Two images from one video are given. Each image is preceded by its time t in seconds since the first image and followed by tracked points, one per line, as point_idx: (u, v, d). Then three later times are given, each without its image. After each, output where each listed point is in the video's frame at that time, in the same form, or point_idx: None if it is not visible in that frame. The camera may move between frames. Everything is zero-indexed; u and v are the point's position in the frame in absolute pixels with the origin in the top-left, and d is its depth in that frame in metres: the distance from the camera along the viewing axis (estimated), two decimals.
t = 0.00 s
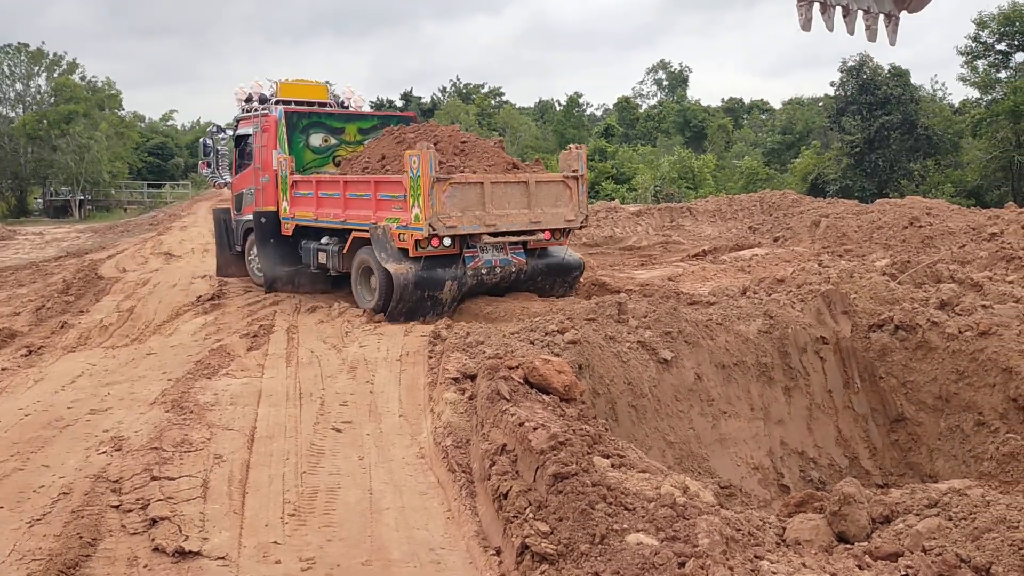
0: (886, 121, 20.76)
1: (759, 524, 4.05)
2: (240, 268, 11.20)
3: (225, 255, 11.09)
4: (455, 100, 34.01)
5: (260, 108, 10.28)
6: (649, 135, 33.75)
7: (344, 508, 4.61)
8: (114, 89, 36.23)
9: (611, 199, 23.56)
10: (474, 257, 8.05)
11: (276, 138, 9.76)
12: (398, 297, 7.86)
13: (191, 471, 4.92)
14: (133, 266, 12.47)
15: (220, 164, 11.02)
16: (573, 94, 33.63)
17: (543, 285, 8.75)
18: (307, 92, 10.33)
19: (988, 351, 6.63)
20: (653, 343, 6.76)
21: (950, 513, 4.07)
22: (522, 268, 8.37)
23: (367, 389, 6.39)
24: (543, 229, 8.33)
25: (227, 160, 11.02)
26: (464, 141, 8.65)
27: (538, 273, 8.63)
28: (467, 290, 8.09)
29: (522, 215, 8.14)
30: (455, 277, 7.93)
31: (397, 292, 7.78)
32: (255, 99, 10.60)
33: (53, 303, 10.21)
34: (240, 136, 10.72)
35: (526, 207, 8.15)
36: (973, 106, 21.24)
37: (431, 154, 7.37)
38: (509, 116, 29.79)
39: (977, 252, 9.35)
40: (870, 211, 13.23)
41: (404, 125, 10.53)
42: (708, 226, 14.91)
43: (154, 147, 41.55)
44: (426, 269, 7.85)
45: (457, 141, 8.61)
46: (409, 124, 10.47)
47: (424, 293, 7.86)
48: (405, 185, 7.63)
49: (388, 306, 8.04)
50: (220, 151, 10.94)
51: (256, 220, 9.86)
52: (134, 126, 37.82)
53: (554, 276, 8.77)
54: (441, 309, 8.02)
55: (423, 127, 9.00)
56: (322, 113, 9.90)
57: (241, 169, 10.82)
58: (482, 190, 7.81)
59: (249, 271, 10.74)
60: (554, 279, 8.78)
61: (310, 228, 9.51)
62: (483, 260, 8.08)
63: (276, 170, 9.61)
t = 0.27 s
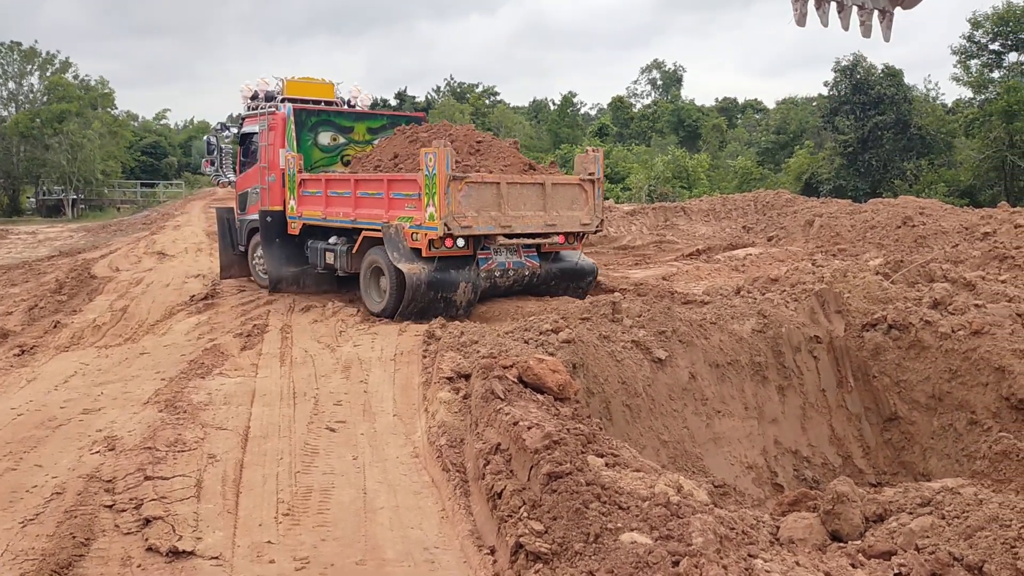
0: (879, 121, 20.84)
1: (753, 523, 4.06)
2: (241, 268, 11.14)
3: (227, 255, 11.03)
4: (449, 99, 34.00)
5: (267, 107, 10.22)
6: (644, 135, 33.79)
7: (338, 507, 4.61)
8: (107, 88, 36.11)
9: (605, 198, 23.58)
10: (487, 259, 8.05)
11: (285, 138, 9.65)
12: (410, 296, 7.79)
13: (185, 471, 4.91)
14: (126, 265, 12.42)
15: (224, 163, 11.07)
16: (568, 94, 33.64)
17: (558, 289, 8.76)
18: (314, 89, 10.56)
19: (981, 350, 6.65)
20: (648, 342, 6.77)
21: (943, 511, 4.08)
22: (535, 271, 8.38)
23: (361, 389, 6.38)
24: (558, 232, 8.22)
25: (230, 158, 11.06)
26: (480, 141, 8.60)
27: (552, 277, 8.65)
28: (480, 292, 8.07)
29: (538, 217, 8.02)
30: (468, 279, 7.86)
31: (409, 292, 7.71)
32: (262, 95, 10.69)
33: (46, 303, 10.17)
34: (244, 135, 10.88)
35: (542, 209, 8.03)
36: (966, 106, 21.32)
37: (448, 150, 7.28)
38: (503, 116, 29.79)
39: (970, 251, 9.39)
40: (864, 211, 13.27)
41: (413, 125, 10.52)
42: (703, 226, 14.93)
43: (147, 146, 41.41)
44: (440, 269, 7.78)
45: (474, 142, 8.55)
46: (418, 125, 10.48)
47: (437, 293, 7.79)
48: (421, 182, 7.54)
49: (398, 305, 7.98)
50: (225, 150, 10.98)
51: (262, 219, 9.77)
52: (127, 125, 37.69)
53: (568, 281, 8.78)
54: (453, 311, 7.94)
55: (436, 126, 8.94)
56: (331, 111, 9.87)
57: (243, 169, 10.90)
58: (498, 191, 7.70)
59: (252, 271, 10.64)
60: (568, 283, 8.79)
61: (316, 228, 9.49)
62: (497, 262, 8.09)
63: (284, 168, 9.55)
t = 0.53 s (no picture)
0: (874, 120, 20.91)
1: (747, 521, 4.06)
2: (246, 267, 11.13)
3: (232, 255, 11.00)
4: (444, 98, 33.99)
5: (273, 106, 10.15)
6: (639, 134, 33.81)
7: (332, 507, 4.60)
8: (102, 88, 36.04)
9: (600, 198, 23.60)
10: (502, 264, 7.97)
11: (291, 135, 9.60)
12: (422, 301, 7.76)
13: (179, 471, 4.90)
14: (120, 265, 12.39)
15: (227, 161, 11.11)
16: (563, 93, 33.65)
17: (572, 292, 8.67)
18: (319, 85, 10.72)
19: (975, 349, 6.63)
20: (643, 341, 6.78)
21: (937, 510, 4.09)
22: (549, 276, 8.30)
23: (356, 388, 6.37)
24: (573, 236, 8.23)
25: (234, 156, 11.12)
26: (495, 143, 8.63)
27: (566, 281, 8.56)
28: (493, 296, 8.04)
29: (554, 221, 8.01)
30: (482, 284, 7.87)
31: (422, 297, 7.68)
32: (266, 92, 10.78)
33: (40, 303, 10.14)
34: (247, 133, 10.76)
35: (557, 214, 8.03)
36: (960, 105, 21.37)
37: (462, 155, 7.26)
38: (499, 115, 29.79)
39: (964, 250, 9.41)
40: (859, 210, 13.30)
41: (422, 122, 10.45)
42: (698, 225, 14.95)
43: (142, 146, 41.33)
44: (453, 274, 7.76)
45: (488, 144, 8.57)
46: (426, 121, 10.41)
47: (449, 298, 7.78)
48: (435, 186, 7.46)
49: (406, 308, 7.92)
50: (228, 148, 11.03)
51: (269, 220, 9.74)
52: (122, 124, 37.61)
53: (582, 284, 8.69)
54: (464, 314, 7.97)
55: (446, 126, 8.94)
56: (338, 109, 9.77)
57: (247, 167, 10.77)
58: (514, 195, 7.68)
59: (258, 271, 10.63)
60: (582, 287, 8.70)
61: (323, 229, 9.47)
62: (512, 267, 7.99)
63: (291, 168, 9.49)
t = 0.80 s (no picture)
0: (868, 120, 20.97)
1: (742, 521, 4.07)
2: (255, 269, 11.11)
3: (239, 257, 10.99)
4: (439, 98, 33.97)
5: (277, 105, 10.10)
6: (634, 134, 33.82)
7: (327, 508, 4.60)
8: (96, 88, 35.96)
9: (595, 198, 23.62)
10: (515, 266, 7.92)
11: (296, 134, 9.56)
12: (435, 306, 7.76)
13: (173, 472, 4.89)
14: (114, 266, 12.36)
15: (230, 160, 11.17)
16: (558, 93, 33.66)
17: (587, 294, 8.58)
18: (322, 82, 10.76)
19: (969, 348, 6.63)
20: (638, 341, 6.79)
21: (932, 509, 4.10)
22: (563, 278, 8.23)
23: (351, 389, 6.37)
24: (588, 237, 8.16)
25: (237, 156, 11.20)
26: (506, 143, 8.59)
27: (581, 283, 8.48)
28: (507, 299, 7.99)
29: (567, 222, 7.94)
30: (494, 288, 7.84)
31: (435, 302, 7.68)
32: (268, 91, 10.79)
33: (34, 303, 10.10)
34: (250, 133, 10.71)
35: (571, 214, 7.96)
36: (954, 105, 21.43)
37: (474, 155, 7.23)
38: (494, 115, 29.79)
39: (957, 250, 9.44)
40: (853, 210, 13.32)
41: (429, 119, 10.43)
42: (693, 225, 14.96)
43: (136, 146, 41.22)
44: (465, 279, 7.75)
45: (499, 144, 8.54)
46: (433, 119, 10.40)
47: (462, 303, 7.77)
48: (446, 188, 7.44)
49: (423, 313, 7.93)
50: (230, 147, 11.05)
51: (275, 222, 9.71)
52: (116, 125, 37.52)
53: (598, 285, 8.60)
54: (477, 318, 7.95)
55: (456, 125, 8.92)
56: (343, 107, 9.78)
57: (250, 166, 10.72)
58: (526, 196, 7.64)
59: (265, 274, 10.61)
60: (597, 288, 8.61)
61: (329, 230, 9.45)
62: (525, 269, 7.93)
63: (296, 169, 9.47)
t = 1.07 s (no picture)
0: (862, 120, 21.04)
1: (737, 521, 4.07)
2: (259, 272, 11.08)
3: (244, 259, 10.98)
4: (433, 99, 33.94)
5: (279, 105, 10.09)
6: (628, 134, 33.83)
7: (321, 509, 4.58)
8: (89, 88, 35.84)
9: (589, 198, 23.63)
10: (522, 267, 7.91)
11: (301, 135, 9.63)
12: (441, 307, 7.72)
13: (167, 473, 4.87)
14: (107, 267, 12.31)
15: (237, 162, 10.99)
16: (552, 93, 33.67)
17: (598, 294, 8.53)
18: (329, 83, 10.62)
19: (962, 348, 6.64)
20: (633, 341, 6.79)
21: (925, 508, 4.12)
22: (572, 278, 8.20)
23: (346, 390, 6.36)
24: (597, 236, 8.13)
25: (244, 157, 10.99)
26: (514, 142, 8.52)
27: (591, 283, 8.43)
28: (515, 301, 7.97)
29: (576, 221, 7.91)
30: (501, 289, 7.81)
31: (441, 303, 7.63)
32: (274, 91, 10.64)
33: (27, 305, 10.06)
34: (256, 134, 10.72)
35: (580, 213, 7.92)
36: (947, 105, 21.50)
37: (480, 154, 7.18)
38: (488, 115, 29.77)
39: (951, 250, 9.46)
40: (847, 210, 13.35)
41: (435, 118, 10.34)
42: (687, 225, 14.97)
43: (130, 147, 41.10)
44: (472, 280, 7.71)
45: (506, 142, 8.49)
46: (439, 117, 10.32)
47: (469, 304, 7.73)
48: (451, 188, 7.42)
49: (428, 315, 7.88)
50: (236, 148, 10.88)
51: (280, 224, 9.71)
52: (110, 125, 37.41)
53: (608, 285, 8.54)
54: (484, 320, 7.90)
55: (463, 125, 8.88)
56: (348, 107, 9.76)
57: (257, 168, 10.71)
58: (535, 196, 7.61)
59: (270, 277, 10.61)
60: (608, 288, 8.55)
61: (335, 232, 9.44)
62: (532, 270, 7.92)
63: (300, 170, 9.50)
